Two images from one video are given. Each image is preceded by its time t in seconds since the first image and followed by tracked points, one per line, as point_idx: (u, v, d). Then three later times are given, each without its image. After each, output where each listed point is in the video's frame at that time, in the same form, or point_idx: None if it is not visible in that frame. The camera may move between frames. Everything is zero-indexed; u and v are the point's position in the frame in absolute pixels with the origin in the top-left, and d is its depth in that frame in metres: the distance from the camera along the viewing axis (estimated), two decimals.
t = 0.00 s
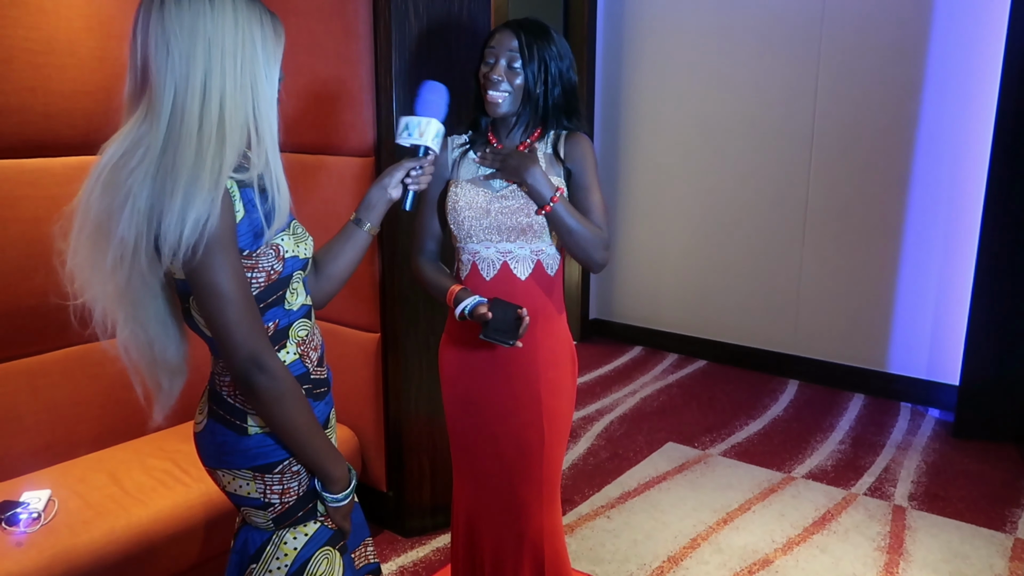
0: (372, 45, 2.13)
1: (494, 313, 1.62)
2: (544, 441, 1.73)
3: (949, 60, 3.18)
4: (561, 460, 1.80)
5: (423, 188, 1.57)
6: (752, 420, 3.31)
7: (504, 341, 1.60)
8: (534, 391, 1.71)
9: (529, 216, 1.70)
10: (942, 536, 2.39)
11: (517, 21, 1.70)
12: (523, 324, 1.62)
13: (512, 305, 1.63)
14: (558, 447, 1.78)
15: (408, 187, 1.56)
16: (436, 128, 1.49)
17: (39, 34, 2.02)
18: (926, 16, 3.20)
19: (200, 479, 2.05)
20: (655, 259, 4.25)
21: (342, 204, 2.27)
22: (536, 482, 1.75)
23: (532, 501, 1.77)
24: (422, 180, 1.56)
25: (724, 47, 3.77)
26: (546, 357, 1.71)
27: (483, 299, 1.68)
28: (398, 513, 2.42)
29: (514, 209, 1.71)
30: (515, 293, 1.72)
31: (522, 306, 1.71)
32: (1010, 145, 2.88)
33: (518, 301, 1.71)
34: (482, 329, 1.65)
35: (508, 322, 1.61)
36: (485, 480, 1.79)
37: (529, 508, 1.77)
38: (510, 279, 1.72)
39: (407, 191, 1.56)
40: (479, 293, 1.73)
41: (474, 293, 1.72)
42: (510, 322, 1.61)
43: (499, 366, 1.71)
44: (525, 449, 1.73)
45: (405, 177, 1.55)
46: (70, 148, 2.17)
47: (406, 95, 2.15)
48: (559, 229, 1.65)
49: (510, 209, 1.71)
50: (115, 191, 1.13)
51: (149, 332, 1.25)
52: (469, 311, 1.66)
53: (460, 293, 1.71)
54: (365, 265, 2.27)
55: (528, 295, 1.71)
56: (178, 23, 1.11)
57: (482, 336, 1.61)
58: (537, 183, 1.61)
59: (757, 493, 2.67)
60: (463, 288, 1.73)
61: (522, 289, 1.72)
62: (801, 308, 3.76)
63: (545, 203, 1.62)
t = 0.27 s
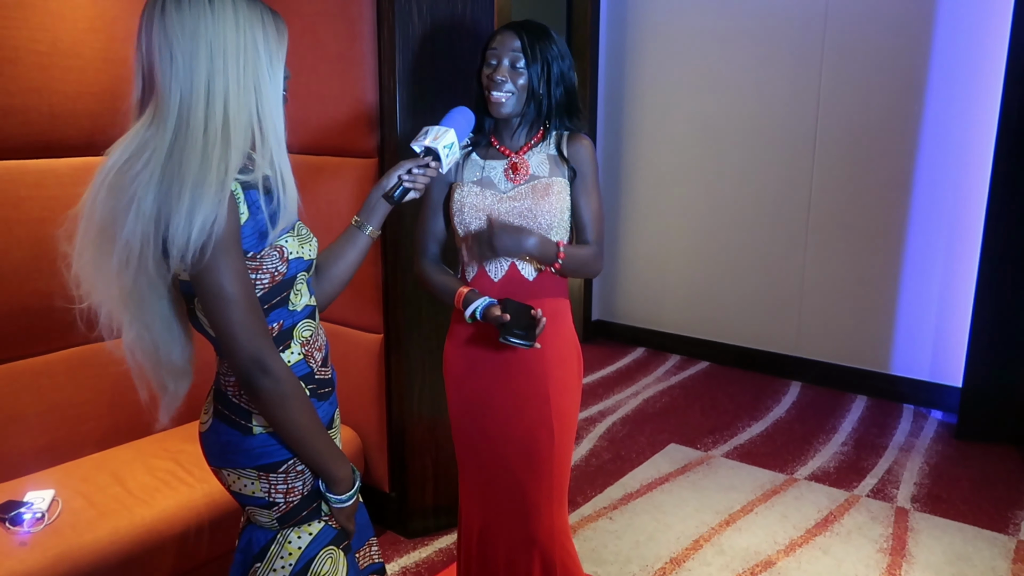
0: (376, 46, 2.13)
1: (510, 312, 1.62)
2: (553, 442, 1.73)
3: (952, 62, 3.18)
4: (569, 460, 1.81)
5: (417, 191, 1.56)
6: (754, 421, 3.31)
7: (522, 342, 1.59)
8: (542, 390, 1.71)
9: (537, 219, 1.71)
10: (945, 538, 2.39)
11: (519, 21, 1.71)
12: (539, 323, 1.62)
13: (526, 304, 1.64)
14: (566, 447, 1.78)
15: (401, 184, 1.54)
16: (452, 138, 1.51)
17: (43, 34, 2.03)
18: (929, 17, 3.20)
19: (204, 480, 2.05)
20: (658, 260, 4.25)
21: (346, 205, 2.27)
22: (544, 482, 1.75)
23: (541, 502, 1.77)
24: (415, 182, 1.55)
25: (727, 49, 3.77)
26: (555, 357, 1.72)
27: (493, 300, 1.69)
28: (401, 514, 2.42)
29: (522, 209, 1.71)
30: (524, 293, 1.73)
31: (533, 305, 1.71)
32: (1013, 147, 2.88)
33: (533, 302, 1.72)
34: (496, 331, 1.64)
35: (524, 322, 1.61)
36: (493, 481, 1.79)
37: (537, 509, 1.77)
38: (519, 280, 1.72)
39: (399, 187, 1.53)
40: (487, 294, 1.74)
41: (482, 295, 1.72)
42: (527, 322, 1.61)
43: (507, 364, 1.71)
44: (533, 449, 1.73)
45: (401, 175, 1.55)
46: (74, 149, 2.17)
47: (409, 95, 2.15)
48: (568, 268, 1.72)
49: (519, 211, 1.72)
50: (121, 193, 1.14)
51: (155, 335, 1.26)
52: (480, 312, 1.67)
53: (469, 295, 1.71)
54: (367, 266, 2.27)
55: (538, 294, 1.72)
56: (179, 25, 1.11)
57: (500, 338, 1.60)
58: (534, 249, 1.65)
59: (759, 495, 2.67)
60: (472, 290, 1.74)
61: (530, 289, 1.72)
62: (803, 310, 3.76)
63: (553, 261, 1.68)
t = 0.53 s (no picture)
0: (380, 48, 2.14)
1: (512, 315, 1.62)
2: (558, 442, 1.73)
3: (956, 64, 3.18)
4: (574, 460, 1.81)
5: (414, 192, 1.51)
6: (757, 423, 3.31)
7: (524, 344, 1.61)
8: (547, 391, 1.71)
9: (541, 220, 1.71)
10: (948, 541, 2.39)
11: (523, 22, 1.72)
12: (541, 325, 1.64)
13: (530, 306, 1.64)
14: (571, 449, 1.78)
15: (397, 185, 1.49)
16: (451, 138, 1.48)
17: (50, 36, 2.04)
18: (933, 19, 3.20)
19: (208, 480, 2.06)
20: (661, 262, 4.25)
21: (350, 207, 2.28)
22: (549, 485, 1.75)
23: (546, 503, 1.77)
24: (411, 183, 1.49)
25: (731, 50, 3.77)
26: (561, 358, 1.73)
27: (497, 302, 1.70)
28: (404, 515, 2.42)
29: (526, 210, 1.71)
30: (529, 295, 1.73)
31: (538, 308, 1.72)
32: (1017, 149, 2.88)
33: (539, 304, 1.72)
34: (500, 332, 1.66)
35: (527, 324, 1.62)
36: (498, 483, 1.79)
37: (543, 510, 1.77)
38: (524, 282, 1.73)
39: (394, 188, 1.48)
40: (491, 295, 1.75)
41: (486, 296, 1.73)
42: (530, 324, 1.62)
43: (512, 365, 1.72)
44: (538, 450, 1.73)
45: (397, 175, 1.49)
46: (79, 150, 2.18)
47: (413, 97, 2.15)
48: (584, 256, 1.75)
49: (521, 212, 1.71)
50: (131, 191, 1.14)
51: (163, 334, 1.26)
52: (484, 313, 1.68)
53: (474, 297, 1.72)
54: (371, 268, 2.28)
55: (543, 296, 1.73)
56: (190, 26, 1.12)
57: (504, 340, 1.62)
58: (575, 220, 1.64)
59: (762, 497, 2.67)
60: (476, 291, 1.74)
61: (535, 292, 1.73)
62: (807, 311, 3.76)
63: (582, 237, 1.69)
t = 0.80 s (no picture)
0: (383, 50, 2.14)
1: (512, 317, 1.62)
2: (557, 445, 1.73)
3: (960, 65, 3.17)
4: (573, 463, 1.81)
5: (416, 192, 1.52)
6: (761, 425, 3.31)
7: (523, 345, 1.61)
8: (547, 394, 1.71)
9: (543, 221, 1.72)
10: (952, 543, 2.38)
11: (529, 25, 1.72)
12: (541, 327, 1.63)
13: (529, 309, 1.64)
14: (570, 453, 1.78)
15: (400, 185, 1.51)
16: (452, 139, 1.48)
17: (54, 38, 2.04)
18: (937, 20, 3.19)
19: (211, 481, 2.06)
20: (664, 263, 4.25)
21: (353, 208, 2.28)
22: (547, 488, 1.76)
23: (545, 507, 1.77)
24: (413, 183, 1.50)
25: (734, 52, 3.77)
26: (561, 362, 1.73)
27: (497, 303, 1.70)
28: (408, 516, 2.42)
29: (528, 212, 1.72)
30: (531, 297, 1.73)
31: (539, 309, 1.72)
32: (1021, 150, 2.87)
33: (537, 305, 1.72)
34: (499, 334, 1.66)
35: (526, 326, 1.62)
36: (498, 486, 1.79)
37: (542, 513, 1.77)
38: (525, 284, 1.72)
39: (397, 188, 1.50)
40: (493, 297, 1.74)
41: (488, 298, 1.73)
42: (528, 326, 1.62)
43: (512, 368, 1.72)
44: (537, 453, 1.74)
45: (399, 176, 1.51)
46: (84, 152, 2.19)
47: (417, 98, 2.15)
48: (581, 235, 1.68)
49: (523, 214, 1.72)
50: (143, 193, 1.14)
51: (170, 335, 1.27)
52: (484, 315, 1.68)
53: (474, 298, 1.72)
54: (375, 269, 2.28)
55: (545, 298, 1.73)
56: (203, 29, 1.12)
57: (502, 342, 1.62)
58: (565, 187, 1.63)
59: (765, 498, 2.67)
60: (477, 293, 1.74)
61: (536, 294, 1.73)
62: (810, 313, 3.75)
63: (572, 209, 1.64)
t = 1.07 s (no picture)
0: (387, 54, 2.15)
1: (501, 321, 1.63)
2: (550, 452, 1.73)
3: (963, 69, 3.17)
4: (568, 470, 1.80)
5: (420, 195, 1.51)
6: (764, 429, 3.30)
7: (510, 350, 1.62)
8: (542, 400, 1.71)
9: (540, 225, 1.71)
10: (956, 547, 2.38)
11: (533, 28, 1.73)
12: (530, 332, 1.63)
13: (520, 313, 1.63)
14: (565, 459, 1.78)
15: (404, 187, 1.50)
16: (456, 141, 1.49)
17: (60, 42, 2.05)
18: (940, 24, 3.20)
19: (215, 484, 2.06)
20: (667, 267, 4.25)
21: (357, 212, 2.29)
22: (540, 493, 1.76)
23: (537, 512, 1.77)
24: (417, 186, 1.49)
25: (737, 56, 3.78)
26: (556, 367, 1.72)
27: (491, 306, 1.70)
28: (410, 519, 2.42)
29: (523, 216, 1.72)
30: (526, 301, 1.72)
31: (536, 314, 1.71)
32: None
33: (530, 309, 1.72)
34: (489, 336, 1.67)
35: (515, 330, 1.62)
36: (492, 490, 1.80)
37: (534, 518, 1.78)
38: (521, 288, 1.72)
39: (400, 191, 1.49)
40: (489, 300, 1.75)
41: (484, 300, 1.74)
42: (517, 330, 1.62)
43: (510, 373, 1.72)
44: (532, 458, 1.74)
45: (402, 178, 1.49)
46: (89, 155, 2.19)
47: (421, 102, 2.16)
48: (578, 239, 1.67)
49: (520, 218, 1.72)
50: (151, 197, 1.15)
51: (176, 338, 1.27)
52: (477, 318, 1.68)
53: (471, 300, 1.73)
54: (378, 272, 2.29)
55: (539, 303, 1.72)
56: (211, 35, 1.13)
57: (488, 345, 1.63)
58: (560, 193, 1.63)
59: (769, 502, 2.66)
60: (474, 295, 1.75)
61: (533, 299, 1.72)
62: (813, 317, 3.75)
63: (567, 213, 1.63)
